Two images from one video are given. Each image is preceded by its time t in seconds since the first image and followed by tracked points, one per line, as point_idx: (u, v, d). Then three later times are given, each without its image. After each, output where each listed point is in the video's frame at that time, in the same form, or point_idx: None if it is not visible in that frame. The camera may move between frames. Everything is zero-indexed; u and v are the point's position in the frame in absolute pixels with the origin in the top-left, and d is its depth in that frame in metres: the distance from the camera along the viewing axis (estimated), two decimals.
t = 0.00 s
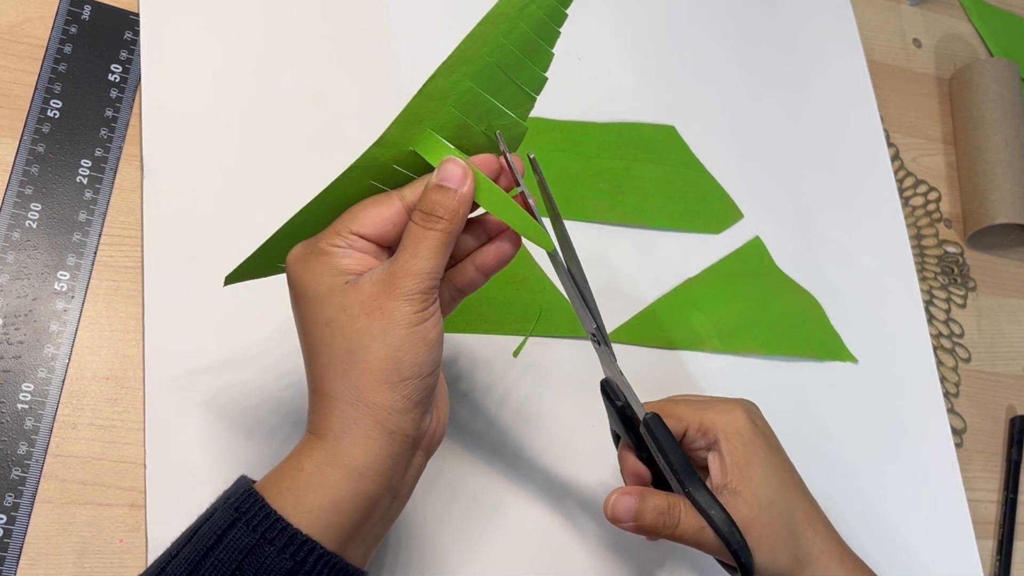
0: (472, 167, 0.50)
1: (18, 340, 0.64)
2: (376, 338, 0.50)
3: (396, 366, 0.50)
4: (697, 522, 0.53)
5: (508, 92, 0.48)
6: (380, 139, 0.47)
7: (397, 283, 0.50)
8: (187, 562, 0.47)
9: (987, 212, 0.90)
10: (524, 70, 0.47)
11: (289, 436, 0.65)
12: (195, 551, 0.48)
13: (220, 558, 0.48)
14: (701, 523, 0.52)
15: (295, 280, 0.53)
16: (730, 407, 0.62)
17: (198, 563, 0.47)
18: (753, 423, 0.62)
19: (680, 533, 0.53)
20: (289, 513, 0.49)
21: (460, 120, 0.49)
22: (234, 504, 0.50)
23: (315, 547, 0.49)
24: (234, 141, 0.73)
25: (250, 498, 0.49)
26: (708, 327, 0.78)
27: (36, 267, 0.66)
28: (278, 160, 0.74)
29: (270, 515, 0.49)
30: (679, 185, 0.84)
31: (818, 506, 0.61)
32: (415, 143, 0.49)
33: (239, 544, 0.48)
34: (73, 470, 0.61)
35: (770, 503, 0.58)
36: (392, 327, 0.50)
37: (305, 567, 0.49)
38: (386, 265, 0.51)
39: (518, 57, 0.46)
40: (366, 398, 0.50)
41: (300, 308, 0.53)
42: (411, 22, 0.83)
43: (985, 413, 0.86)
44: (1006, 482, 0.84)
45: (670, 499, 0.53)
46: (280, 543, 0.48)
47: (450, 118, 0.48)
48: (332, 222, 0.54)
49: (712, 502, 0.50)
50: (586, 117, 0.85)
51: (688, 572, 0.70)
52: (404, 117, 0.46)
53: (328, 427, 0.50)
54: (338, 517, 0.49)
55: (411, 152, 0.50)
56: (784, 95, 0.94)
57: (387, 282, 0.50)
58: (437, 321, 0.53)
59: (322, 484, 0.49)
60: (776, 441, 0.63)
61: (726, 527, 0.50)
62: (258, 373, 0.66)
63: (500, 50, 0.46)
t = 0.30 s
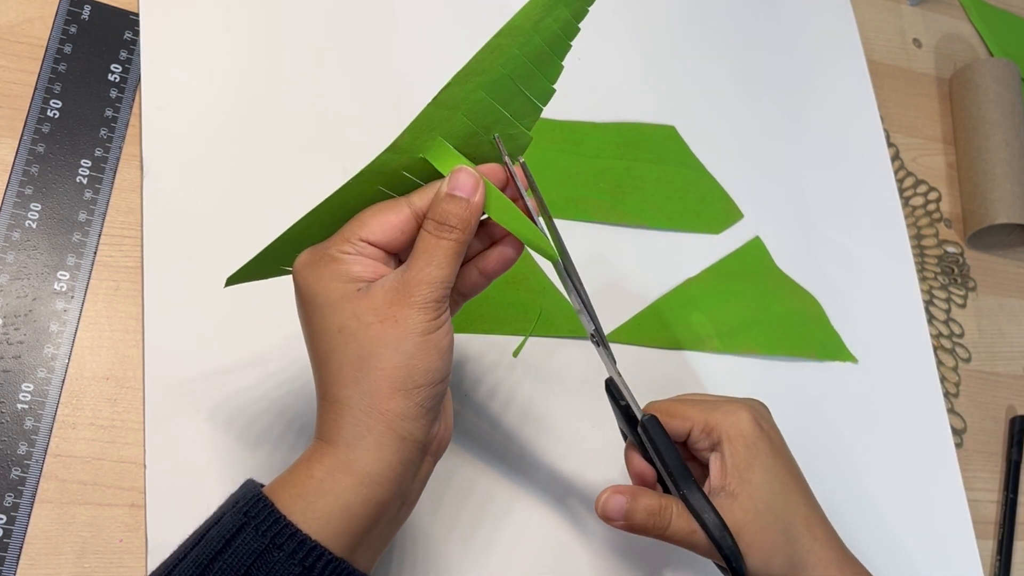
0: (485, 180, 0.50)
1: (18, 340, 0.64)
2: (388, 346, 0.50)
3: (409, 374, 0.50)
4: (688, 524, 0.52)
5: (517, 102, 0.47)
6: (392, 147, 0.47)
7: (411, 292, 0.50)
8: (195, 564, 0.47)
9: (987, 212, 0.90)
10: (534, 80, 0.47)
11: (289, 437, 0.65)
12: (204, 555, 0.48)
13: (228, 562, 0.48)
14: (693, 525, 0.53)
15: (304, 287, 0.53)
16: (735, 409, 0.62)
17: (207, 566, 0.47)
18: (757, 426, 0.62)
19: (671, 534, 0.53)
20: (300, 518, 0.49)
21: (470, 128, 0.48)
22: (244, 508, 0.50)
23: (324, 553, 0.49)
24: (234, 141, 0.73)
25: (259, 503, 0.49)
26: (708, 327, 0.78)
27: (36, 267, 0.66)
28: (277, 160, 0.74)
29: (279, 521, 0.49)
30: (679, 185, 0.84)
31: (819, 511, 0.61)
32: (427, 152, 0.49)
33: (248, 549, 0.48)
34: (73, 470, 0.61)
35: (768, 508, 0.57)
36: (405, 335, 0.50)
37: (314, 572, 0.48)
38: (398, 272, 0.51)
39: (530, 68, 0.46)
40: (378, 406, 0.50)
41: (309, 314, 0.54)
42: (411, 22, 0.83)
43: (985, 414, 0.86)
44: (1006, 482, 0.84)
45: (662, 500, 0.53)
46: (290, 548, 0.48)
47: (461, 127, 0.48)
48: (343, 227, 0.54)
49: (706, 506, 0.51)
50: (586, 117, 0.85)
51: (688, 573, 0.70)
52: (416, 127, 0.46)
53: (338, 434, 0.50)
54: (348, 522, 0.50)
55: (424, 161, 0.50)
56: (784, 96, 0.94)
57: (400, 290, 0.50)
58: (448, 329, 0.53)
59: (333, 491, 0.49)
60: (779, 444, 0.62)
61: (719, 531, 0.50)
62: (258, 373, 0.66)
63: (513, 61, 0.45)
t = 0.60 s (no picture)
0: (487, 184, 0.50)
1: (18, 340, 0.64)
2: (392, 348, 0.50)
3: (412, 376, 0.50)
4: (684, 523, 0.53)
5: (519, 104, 0.48)
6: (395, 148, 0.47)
7: (414, 294, 0.50)
8: (198, 564, 0.48)
9: (987, 212, 0.90)
10: (537, 83, 0.47)
11: (289, 436, 0.65)
12: (206, 555, 0.48)
13: (230, 563, 0.48)
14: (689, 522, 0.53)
15: (306, 287, 0.53)
16: (740, 408, 0.62)
17: (209, 567, 0.48)
18: (762, 425, 0.62)
19: (666, 531, 0.53)
20: (302, 520, 0.49)
21: (472, 130, 0.48)
22: (246, 508, 0.50)
23: (325, 555, 0.49)
24: (234, 141, 0.73)
25: (260, 504, 0.50)
26: (708, 327, 0.78)
27: (36, 267, 0.66)
28: (277, 160, 0.74)
29: (280, 522, 0.49)
30: (679, 185, 0.84)
31: (821, 511, 0.60)
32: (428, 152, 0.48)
33: (250, 550, 0.48)
34: (73, 470, 0.61)
35: (768, 507, 0.57)
36: (409, 337, 0.50)
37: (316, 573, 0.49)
38: (401, 274, 0.51)
39: (533, 70, 0.46)
40: (381, 408, 0.50)
41: (311, 316, 0.53)
42: (411, 22, 0.83)
43: (985, 414, 0.86)
44: (1006, 482, 0.84)
45: (657, 497, 0.53)
46: (292, 549, 0.48)
47: (463, 128, 0.48)
48: (344, 228, 0.54)
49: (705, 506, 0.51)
50: (586, 117, 0.85)
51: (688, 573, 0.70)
52: (420, 127, 0.46)
53: (341, 435, 0.50)
54: (350, 524, 0.50)
55: (426, 163, 0.50)
56: (784, 96, 0.94)
57: (403, 291, 0.50)
58: (451, 331, 0.53)
59: (335, 493, 0.49)
60: (785, 444, 0.62)
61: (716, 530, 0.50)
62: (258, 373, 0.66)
63: (517, 64, 0.45)
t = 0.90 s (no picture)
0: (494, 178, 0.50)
1: (18, 340, 0.64)
2: (398, 347, 0.50)
3: (419, 378, 0.50)
4: (694, 519, 0.52)
5: (532, 106, 0.48)
6: (407, 147, 0.47)
7: (422, 293, 0.50)
8: (198, 565, 0.48)
9: (987, 212, 0.90)
10: (551, 86, 0.47)
11: (289, 436, 0.65)
12: (205, 558, 0.48)
13: (230, 564, 0.48)
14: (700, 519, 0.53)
15: (308, 281, 0.53)
16: (751, 408, 0.63)
17: (210, 568, 0.48)
18: (774, 426, 0.62)
19: (677, 529, 0.53)
20: (305, 518, 0.49)
21: (485, 130, 0.48)
22: (246, 509, 0.50)
23: (327, 555, 0.49)
24: (234, 141, 0.73)
25: (261, 505, 0.50)
26: (708, 327, 0.78)
27: (36, 266, 0.66)
28: (277, 159, 0.74)
29: (282, 523, 0.49)
30: (678, 185, 0.84)
31: (829, 512, 0.60)
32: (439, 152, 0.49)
33: (251, 551, 0.48)
34: (73, 470, 0.61)
35: (780, 505, 0.57)
36: (416, 336, 0.50)
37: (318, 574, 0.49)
38: (408, 273, 0.51)
39: (547, 74, 0.46)
40: (387, 407, 0.50)
41: (313, 310, 0.53)
42: (411, 22, 0.83)
43: (985, 414, 0.86)
44: (1006, 482, 0.84)
45: (667, 495, 0.53)
46: (294, 550, 0.48)
47: (477, 129, 0.48)
48: (348, 223, 0.53)
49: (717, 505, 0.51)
50: (586, 118, 0.85)
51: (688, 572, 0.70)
52: (434, 131, 0.46)
53: (345, 433, 0.50)
54: (354, 523, 0.50)
55: (438, 162, 0.50)
56: (784, 96, 0.94)
57: (411, 290, 0.50)
58: (456, 333, 0.53)
59: (339, 492, 0.49)
60: (796, 445, 0.62)
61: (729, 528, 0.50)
62: (258, 373, 0.66)
63: (532, 68, 0.45)
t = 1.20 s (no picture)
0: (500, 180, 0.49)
1: (18, 340, 0.64)
2: (401, 347, 0.50)
3: (423, 379, 0.51)
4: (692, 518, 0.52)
5: (539, 107, 0.48)
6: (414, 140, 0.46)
7: (425, 293, 0.51)
8: (200, 566, 0.48)
9: (987, 212, 0.90)
10: (558, 87, 0.47)
11: (289, 436, 0.65)
12: (206, 559, 0.48)
13: (232, 566, 0.48)
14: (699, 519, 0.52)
15: (308, 279, 0.53)
16: (756, 409, 0.63)
17: (211, 569, 0.48)
18: (780, 426, 0.62)
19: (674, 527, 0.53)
20: (308, 520, 0.49)
21: (491, 129, 0.48)
22: (247, 510, 0.50)
23: (329, 556, 0.49)
24: (234, 141, 0.73)
25: (263, 506, 0.50)
26: (708, 327, 0.78)
27: (36, 267, 0.66)
28: (277, 160, 0.74)
29: (284, 525, 0.49)
30: (678, 185, 0.84)
31: (833, 513, 0.60)
32: (442, 148, 0.48)
33: (253, 553, 0.48)
34: (73, 470, 0.61)
35: (785, 507, 0.57)
36: (418, 337, 0.50)
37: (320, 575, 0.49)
38: (410, 273, 0.51)
39: (556, 74, 0.46)
40: (390, 408, 0.50)
41: (313, 309, 0.53)
42: (411, 22, 0.83)
43: (985, 414, 0.86)
44: (1006, 482, 0.84)
45: (665, 493, 0.53)
46: (296, 551, 0.48)
47: (484, 128, 0.48)
48: (349, 220, 0.53)
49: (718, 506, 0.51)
50: (586, 117, 0.85)
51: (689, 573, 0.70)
52: (440, 125, 0.46)
53: (346, 434, 0.50)
54: (357, 524, 0.50)
55: (442, 159, 0.50)
56: (784, 96, 0.94)
57: (413, 290, 0.51)
58: (458, 334, 0.54)
59: (342, 493, 0.49)
60: (801, 447, 0.62)
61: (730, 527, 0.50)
62: (258, 373, 0.66)
63: (541, 67, 0.45)
